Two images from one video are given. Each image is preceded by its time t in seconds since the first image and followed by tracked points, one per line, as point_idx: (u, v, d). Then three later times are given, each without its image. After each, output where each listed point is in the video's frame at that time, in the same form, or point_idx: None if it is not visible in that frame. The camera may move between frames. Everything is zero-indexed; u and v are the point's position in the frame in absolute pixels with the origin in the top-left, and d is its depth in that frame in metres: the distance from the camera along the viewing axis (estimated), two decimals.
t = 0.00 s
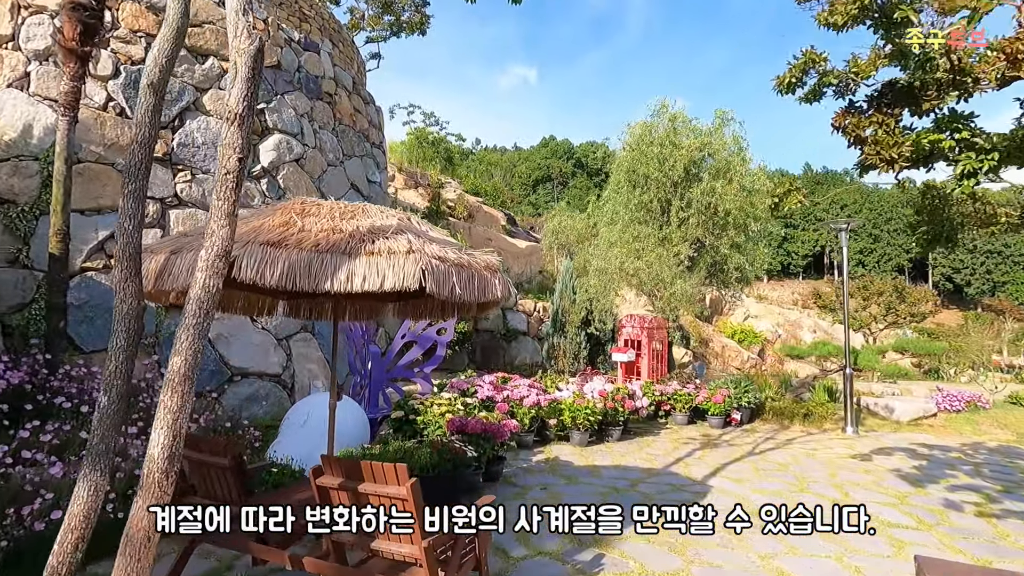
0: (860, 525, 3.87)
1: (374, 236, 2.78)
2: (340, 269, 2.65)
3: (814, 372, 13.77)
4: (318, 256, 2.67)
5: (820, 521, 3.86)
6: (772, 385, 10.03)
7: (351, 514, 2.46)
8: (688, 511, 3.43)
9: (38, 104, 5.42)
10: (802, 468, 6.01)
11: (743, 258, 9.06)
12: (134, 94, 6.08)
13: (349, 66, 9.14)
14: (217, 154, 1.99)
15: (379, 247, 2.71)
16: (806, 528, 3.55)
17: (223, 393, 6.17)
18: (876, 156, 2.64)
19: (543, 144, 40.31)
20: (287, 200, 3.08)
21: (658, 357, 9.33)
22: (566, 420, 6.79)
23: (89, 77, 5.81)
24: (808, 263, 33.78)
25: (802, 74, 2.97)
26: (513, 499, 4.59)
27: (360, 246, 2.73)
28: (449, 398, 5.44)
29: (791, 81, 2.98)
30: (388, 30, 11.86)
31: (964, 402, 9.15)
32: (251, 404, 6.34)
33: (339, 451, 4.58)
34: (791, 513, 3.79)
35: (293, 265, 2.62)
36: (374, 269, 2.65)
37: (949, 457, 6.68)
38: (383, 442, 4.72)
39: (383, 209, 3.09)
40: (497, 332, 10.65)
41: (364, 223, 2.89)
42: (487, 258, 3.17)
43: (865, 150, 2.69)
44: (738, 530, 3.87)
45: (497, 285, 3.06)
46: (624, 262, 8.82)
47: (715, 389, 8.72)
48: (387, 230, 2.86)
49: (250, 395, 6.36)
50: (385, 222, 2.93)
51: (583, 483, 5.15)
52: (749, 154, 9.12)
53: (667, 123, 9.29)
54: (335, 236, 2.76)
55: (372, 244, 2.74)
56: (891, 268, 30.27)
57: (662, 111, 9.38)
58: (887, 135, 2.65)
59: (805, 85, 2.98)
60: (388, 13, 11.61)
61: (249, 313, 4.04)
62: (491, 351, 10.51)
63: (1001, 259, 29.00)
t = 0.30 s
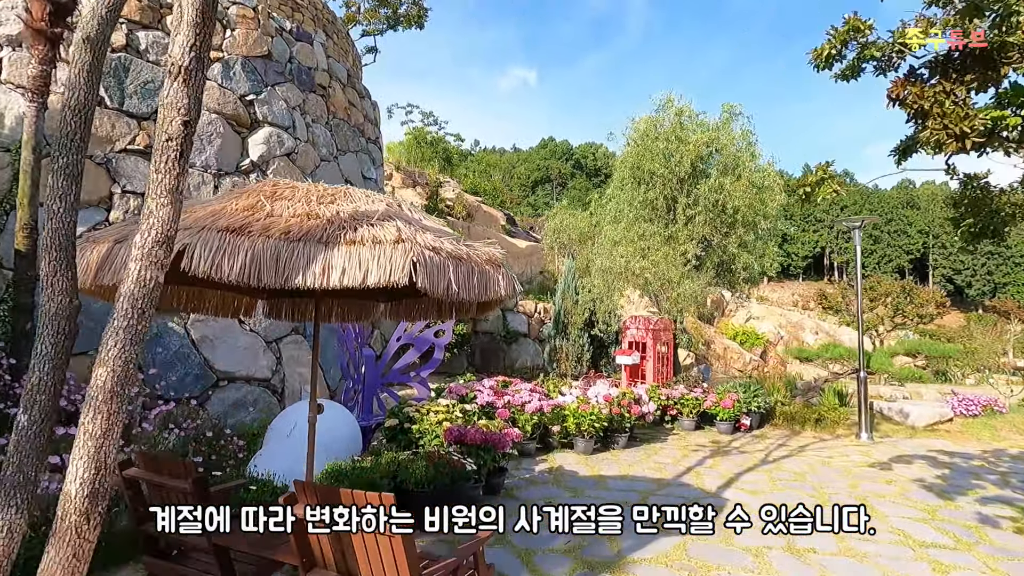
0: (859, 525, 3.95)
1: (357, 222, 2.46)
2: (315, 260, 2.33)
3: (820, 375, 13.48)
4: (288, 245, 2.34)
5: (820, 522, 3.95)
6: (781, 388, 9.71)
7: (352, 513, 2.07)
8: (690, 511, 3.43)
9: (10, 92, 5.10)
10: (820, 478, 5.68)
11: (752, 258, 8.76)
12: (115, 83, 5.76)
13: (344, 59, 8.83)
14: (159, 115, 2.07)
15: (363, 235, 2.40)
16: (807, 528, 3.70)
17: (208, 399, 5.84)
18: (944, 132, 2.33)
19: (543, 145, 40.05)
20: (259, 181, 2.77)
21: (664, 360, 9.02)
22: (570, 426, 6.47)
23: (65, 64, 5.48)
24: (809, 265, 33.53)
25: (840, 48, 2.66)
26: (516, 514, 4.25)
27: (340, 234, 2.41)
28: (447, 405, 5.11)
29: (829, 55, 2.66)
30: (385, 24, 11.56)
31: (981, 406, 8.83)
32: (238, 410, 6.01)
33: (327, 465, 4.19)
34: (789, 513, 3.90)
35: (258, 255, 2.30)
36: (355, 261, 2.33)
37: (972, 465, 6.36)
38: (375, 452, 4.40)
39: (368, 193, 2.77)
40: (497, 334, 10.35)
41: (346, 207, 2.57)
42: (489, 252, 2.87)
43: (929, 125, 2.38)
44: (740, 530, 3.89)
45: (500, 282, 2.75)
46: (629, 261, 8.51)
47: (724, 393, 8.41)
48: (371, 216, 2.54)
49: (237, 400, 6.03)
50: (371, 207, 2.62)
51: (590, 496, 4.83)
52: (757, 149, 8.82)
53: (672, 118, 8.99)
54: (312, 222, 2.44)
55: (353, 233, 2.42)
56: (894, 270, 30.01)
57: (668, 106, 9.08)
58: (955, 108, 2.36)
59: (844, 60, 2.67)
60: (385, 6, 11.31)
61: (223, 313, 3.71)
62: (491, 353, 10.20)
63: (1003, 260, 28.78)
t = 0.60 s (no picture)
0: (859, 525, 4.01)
1: (317, 196, 2.15)
2: (261, 238, 2.02)
3: (820, 376, 13.26)
4: (228, 220, 2.04)
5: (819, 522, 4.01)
6: (783, 390, 9.46)
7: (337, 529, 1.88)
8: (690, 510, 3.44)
9: None
10: (829, 485, 5.41)
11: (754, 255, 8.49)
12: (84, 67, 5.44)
13: (332, 48, 8.50)
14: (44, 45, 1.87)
15: (322, 211, 2.09)
16: (806, 527, 3.74)
17: (184, 402, 5.52)
18: (1010, 94, 2.10)
19: (538, 144, 39.83)
20: (208, 151, 2.48)
21: (663, 361, 8.74)
22: (567, 429, 6.17)
23: (29, 46, 5.15)
24: (804, 264, 33.42)
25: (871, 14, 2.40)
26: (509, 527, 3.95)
27: (294, 208, 2.10)
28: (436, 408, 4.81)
29: (860, 21, 2.40)
30: (377, 15, 11.24)
31: (988, 408, 8.59)
32: (216, 413, 5.67)
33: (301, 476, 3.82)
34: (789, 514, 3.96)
35: (191, 230, 2.00)
36: (310, 240, 2.02)
37: (984, 470, 6.12)
38: (358, 460, 4.09)
39: (333, 166, 2.47)
40: (492, 334, 10.06)
41: (305, 180, 2.28)
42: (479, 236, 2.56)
43: (992, 88, 2.15)
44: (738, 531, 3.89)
45: (490, 270, 2.43)
46: (627, 258, 8.24)
47: (725, 394, 8.14)
48: (333, 191, 2.23)
49: (215, 403, 5.70)
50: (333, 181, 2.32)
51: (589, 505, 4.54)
52: (760, 143, 8.56)
53: (672, 111, 8.72)
54: (262, 195, 2.14)
55: (310, 208, 2.11)
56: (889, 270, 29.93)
57: (667, 98, 8.81)
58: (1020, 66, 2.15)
59: (876, 26, 2.42)
60: None
61: (181, 309, 3.41)
62: (485, 353, 9.90)
63: (998, 260, 28.74)
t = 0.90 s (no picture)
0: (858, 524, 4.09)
1: (235, 171, 1.73)
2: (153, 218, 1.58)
3: (815, 378, 13.06)
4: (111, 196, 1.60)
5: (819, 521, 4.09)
6: (779, 392, 9.21)
7: (351, 514, 2.93)
8: (691, 510, 3.56)
9: None
10: (835, 495, 5.14)
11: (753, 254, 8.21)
12: (40, 48, 5.05)
13: (314, 36, 8.12)
14: None
15: (240, 188, 1.67)
16: (806, 528, 3.69)
17: (149, 409, 5.15)
18: None
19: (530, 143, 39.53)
20: (110, 116, 2.06)
21: (658, 363, 8.45)
22: (559, 436, 5.86)
23: None
24: (796, 264, 33.38)
25: None
26: (496, 548, 3.63)
27: (202, 184, 1.67)
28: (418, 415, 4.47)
29: None
30: (363, 5, 10.86)
31: (989, 411, 8.39)
32: (185, 421, 5.31)
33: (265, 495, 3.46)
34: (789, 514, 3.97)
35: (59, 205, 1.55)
36: (220, 224, 1.60)
37: (993, 478, 5.88)
38: (330, 475, 3.73)
39: (269, 141, 2.08)
40: (481, 335, 9.75)
41: (227, 152, 1.87)
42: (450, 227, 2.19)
43: None
44: (737, 530, 4.00)
45: (462, 268, 2.07)
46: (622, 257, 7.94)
47: (723, 398, 7.87)
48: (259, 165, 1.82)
49: (183, 410, 5.34)
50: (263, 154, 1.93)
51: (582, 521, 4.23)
52: (759, 138, 8.28)
53: (667, 105, 8.43)
54: (167, 166, 1.72)
55: (224, 184, 1.68)
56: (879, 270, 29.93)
57: (663, 91, 8.52)
58: None
59: None
60: None
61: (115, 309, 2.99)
62: (474, 355, 9.56)
63: (986, 261, 28.85)
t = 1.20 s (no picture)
0: (859, 525, 4.20)
1: (135, 123, 1.45)
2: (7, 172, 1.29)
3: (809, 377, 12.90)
4: None
5: (820, 522, 4.19)
6: (777, 393, 9.01)
7: (351, 514, 2.90)
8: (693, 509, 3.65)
9: None
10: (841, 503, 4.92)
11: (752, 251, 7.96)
12: None
13: (298, 24, 7.79)
14: None
15: (132, 141, 1.39)
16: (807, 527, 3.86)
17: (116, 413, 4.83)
18: None
19: (522, 142, 39.25)
20: None
21: (653, 363, 8.20)
22: (551, 440, 5.58)
23: None
24: (787, 263, 33.36)
25: None
26: (486, 566, 3.36)
27: (82, 135, 1.38)
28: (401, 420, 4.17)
29: None
30: None
31: (990, 412, 8.23)
32: (154, 426, 5.00)
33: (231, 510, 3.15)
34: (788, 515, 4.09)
35: None
36: (100, 184, 1.31)
37: (1000, 483, 5.69)
38: (303, 488, 3.42)
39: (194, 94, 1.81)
40: (472, 335, 9.48)
41: (129, 98, 1.59)
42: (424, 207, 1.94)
43: None
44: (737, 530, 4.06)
45: (435, 254, 1.82)
46: (617, 254, 7.68)
47: (720, 399, 7.63)
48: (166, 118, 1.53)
49: (153, 415, 5.02)
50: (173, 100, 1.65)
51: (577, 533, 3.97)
52: (757, 132, 8.05)
53: (663, 98, 8.19)
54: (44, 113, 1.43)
55: (112, 137, 1.40)
56: (869, 269, 29.96)
57: (659, 83, 8.27)
58: None
59: None
60: None
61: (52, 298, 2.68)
62: (463, 355, 9.27)
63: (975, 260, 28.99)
